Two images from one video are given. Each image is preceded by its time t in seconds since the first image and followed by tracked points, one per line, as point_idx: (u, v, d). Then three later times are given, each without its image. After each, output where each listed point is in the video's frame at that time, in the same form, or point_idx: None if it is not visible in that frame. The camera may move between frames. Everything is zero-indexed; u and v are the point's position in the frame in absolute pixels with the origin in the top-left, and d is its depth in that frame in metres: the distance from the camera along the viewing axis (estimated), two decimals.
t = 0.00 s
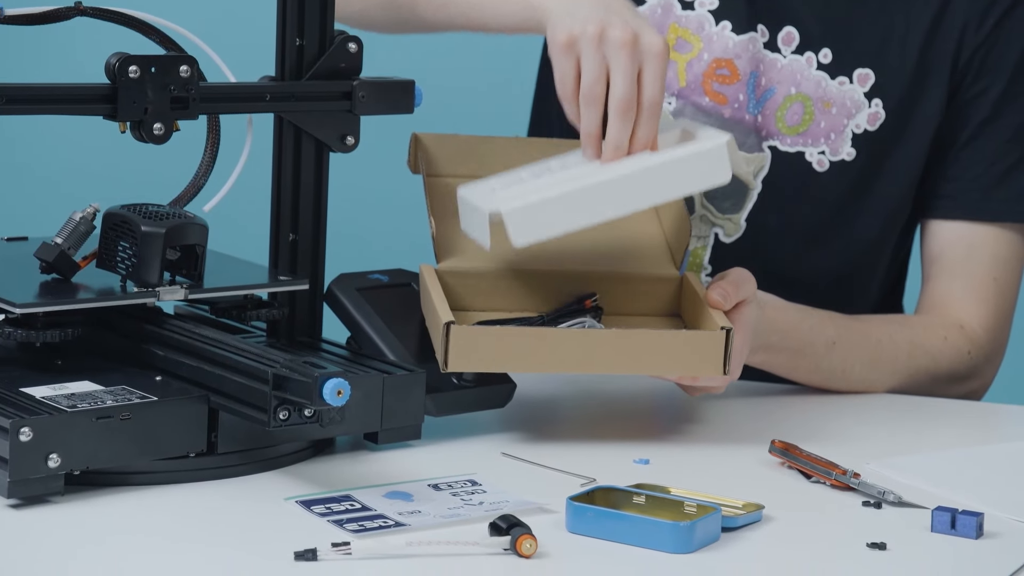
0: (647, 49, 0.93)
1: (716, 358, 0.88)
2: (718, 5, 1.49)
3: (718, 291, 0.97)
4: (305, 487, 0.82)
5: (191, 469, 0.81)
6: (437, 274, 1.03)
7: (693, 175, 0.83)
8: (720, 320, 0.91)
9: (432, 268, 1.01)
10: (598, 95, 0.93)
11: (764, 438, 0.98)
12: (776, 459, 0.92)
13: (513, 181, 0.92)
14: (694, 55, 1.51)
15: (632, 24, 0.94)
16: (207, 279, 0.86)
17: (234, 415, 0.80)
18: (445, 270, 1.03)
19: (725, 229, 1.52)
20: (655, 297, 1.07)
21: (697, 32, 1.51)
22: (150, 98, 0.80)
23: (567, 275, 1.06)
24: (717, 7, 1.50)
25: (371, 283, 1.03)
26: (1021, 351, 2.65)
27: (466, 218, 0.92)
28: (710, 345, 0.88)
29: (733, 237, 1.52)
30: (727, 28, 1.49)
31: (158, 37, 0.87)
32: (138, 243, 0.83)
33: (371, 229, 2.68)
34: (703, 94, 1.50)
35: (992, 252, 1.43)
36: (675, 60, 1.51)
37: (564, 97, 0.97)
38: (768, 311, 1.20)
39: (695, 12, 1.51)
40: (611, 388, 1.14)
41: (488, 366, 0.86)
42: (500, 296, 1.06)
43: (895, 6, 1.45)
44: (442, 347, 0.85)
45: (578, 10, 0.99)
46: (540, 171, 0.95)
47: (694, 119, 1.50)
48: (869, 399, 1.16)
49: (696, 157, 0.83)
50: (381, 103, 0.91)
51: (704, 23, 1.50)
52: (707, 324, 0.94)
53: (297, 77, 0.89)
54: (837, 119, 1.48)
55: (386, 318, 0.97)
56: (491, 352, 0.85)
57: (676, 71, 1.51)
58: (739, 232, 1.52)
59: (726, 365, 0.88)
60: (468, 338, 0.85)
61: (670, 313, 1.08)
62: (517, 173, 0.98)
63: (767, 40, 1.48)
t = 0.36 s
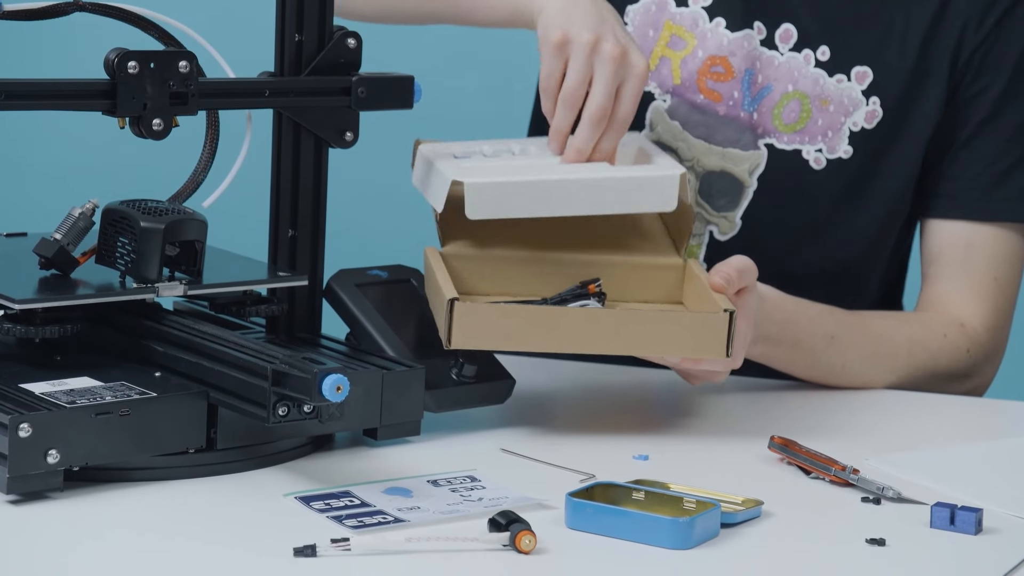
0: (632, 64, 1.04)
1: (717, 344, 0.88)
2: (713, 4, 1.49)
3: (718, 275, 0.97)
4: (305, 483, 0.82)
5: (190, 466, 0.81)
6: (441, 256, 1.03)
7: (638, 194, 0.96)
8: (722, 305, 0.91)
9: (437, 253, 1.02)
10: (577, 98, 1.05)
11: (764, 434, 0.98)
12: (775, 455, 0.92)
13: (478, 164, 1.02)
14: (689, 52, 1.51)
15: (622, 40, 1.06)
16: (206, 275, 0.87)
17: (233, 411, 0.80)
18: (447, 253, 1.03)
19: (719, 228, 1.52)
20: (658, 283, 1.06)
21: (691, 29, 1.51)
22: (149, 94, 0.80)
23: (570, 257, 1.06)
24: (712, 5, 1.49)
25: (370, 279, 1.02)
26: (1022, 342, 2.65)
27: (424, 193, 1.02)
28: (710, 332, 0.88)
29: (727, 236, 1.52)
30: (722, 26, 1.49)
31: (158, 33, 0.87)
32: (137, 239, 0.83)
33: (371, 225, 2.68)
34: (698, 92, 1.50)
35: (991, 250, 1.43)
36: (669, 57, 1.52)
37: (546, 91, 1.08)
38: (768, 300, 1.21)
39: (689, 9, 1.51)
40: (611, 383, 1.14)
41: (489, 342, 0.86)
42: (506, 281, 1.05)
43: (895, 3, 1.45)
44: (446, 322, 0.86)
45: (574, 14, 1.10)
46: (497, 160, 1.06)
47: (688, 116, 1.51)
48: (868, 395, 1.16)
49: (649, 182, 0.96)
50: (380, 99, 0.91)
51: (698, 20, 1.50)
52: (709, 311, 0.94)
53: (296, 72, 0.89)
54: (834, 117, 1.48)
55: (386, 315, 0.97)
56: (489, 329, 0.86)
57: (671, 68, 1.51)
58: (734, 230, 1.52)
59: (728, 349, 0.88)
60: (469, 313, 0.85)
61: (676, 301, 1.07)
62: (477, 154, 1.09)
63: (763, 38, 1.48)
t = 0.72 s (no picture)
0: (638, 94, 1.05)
1: (712, 332, 0.87)
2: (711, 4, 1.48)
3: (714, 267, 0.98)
4: (304, 481, 0.82)
5: (189, 464, 0.81)
6: (443, 244, 1.03)
7: (637, 232, 0.98)
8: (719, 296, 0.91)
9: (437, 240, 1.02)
10: (581, 121, 1.04)
11: (763, 432, 0.98)
12: (774, 453, 0.92)
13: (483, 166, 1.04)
14: (687, 53, 1.50)
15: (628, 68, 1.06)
16: (206, 273, 0.87)
17: (232, 409, 0.80)
18: (448, 242, 1.04)
19: (718, 227, 1.52)
20: (656, 276, 1.06)
21: (689, 30, 1.50)
22: (148, 92, 0.80)
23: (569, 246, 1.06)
24: (709, 5, 1.48)
25: (370, 278, 1.02)
26: (1022, 337, 2.65)
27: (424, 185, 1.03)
28: (708, 323, 0.87)
29: (727, 235, 1.51)
30: (721, 27, 1.48)
31: (156, 31, 0.87)
32: (136, 238, 0.82)
33: (370, 224, 2.68)
34: (696, 92, 1.50)
35: (990, 247, 1.43)
36: (667, 57, 1.51)
37: (546, 109, 1.07)
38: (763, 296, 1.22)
39: (687, 10, 1.49)
40: (610, 381, 1.14)
41: (486, 326, 0.85)
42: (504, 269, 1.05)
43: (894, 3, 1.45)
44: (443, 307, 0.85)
45: (578, 35, 1.10)
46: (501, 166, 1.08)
47: (686, 117, 1.50)
48: (868, 393, 1.16)
49: (650, 219, 0.98)
50: (380, 98, 0.91)
51: (696, 21, 1.49)
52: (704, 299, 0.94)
53: (294, 70, 0.89)
54: (834, 115, 1.47)
55: (385, 315, 0.97)
56: (490, 309, 0.85)
57: (668, 68, 1.50)
58: (733, 230, 1.52)
59: (723, 339, 0.88)
60: (470, 298, 0.85)
61: (674, 294, 1.06)
62: (484, 157, 1.11)
63: (762, 37, 1.47)
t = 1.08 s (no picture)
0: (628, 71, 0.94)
1: (706, 327, 0.88)
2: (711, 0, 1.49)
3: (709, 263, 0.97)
4: (303, 477, 0.82)
5: (189, 460, 0.81)
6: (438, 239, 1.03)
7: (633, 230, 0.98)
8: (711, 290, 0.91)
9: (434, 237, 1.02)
10: (574, 131, 0.93)
11: (763, 428, 0.98)
12: (774, 450, 0.92)
13: (480, 166, 1.04)
14: (686, 49, 1.51)
15: (604, 50, 0.95)
16: (205, 269, 0.87)
17: (232, 406, 0.80)
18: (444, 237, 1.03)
19: (717, 222, 1.52)
20: (655, 270, 1.06)
21: (689, 26, 1.51)
22: (148, 89, 0.80)
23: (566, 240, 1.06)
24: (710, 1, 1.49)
25: (370, 274, 1.02)
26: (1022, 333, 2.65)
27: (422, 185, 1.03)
28: (705, 317, 0.88)
29: (727, 231, 1.52)
30: (720, 22, 1.48)
31: (155, 27, 0.87)
32: (136, 234, 0.82)
33: (370, 223, 2.68)
34: (696, 88, 1.50)
35: (990, 244, 1.43)
36: (667, 53, 1.51)
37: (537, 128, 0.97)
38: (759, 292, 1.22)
39: (688, 7, 1.50)
40: (609, 377, 1.14)
41: (476, 321, 0.86)
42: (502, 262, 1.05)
43: None
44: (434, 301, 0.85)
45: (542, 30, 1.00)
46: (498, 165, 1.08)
47: (686, 113, 1.50)
48: (867, 390, 1.16)
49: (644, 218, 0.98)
50: (379, 94, 0.92)
51: (697, 17, 1.50)
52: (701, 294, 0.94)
53: (293, 67, 0.89)
54: (832, 111, 1.47)
55: (385, 311, 0.96)
56: (486, 306, 0.85)
57: (668, 64, 1.51)
58: (733, 225, 1.52)
59: (717, 334, 0.88)
60: (461, 294, 0.85)
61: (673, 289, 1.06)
62: (482, 156, 1.11)
63: (761, 33, 1.48)
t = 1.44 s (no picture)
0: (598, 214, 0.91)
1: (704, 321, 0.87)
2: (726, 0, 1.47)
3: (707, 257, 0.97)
4: (302, 475, 0.82)
5: (188, 458, 0.81)
6: (434, 235, 1.03)
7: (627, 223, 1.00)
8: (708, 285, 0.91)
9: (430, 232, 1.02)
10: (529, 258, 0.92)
11: (763, 426, 0.98)
12: (773, 448, 0.92)
13: (473, 160, 1.04)
14: (698, 48, 1.50)
15: (579, 182, 0.92)
16: (205, 267, 0.87)
17: (231, 403, 0.80)
18: (440, 233, 1.03)
19: (727, 221, 1.51)
20: (652, 266, 1.06)
21: (702, 26, 1.49)
22: (147, 87, 0.80)
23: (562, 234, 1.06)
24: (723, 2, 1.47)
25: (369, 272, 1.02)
26: (1021, 334, 2.65)
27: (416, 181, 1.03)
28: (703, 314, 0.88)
29: (736, 230, 1.51)
30: (733, 22, 1.47)
31: (155, 24, 0.88)
32: (136, 232, 0.82)
33: (370, 220, 2.68)
34: (707, 87, 1.49)
35: (991, 243, 1.43)
36: (679, 53, 1.50)
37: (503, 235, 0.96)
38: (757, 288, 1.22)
39: (702, 7, 1.49)
40: (608, 375, 1.14)
41: (473, 318, 0.85)
42: (498, 257, 1.05)
43: None
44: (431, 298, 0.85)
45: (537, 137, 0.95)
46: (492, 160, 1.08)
47: (696, 112, 1.49)
48: (868, 388, 1.16)
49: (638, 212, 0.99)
50: (380, 93, 0.92)
51: (710, 17, 1.49)
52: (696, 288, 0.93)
53: (293, 65, 0.89)
54: (842, 111, 1.47)
55: (385, 308, 0.97)
56: (483, 303, 0.85)
57: (679, 63, 1.50)
58: (742, 225, 1.51)
59: (713, 327, 0.87)
60: (459, 290, 0.84)
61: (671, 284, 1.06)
62: (475, 151, 1.11)
63: (771, 33, 1.48)
